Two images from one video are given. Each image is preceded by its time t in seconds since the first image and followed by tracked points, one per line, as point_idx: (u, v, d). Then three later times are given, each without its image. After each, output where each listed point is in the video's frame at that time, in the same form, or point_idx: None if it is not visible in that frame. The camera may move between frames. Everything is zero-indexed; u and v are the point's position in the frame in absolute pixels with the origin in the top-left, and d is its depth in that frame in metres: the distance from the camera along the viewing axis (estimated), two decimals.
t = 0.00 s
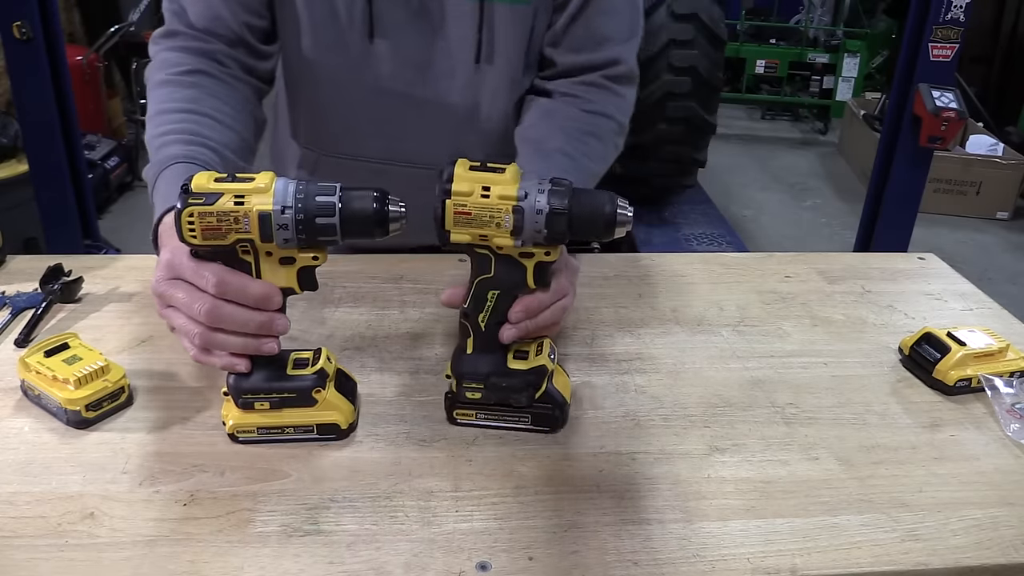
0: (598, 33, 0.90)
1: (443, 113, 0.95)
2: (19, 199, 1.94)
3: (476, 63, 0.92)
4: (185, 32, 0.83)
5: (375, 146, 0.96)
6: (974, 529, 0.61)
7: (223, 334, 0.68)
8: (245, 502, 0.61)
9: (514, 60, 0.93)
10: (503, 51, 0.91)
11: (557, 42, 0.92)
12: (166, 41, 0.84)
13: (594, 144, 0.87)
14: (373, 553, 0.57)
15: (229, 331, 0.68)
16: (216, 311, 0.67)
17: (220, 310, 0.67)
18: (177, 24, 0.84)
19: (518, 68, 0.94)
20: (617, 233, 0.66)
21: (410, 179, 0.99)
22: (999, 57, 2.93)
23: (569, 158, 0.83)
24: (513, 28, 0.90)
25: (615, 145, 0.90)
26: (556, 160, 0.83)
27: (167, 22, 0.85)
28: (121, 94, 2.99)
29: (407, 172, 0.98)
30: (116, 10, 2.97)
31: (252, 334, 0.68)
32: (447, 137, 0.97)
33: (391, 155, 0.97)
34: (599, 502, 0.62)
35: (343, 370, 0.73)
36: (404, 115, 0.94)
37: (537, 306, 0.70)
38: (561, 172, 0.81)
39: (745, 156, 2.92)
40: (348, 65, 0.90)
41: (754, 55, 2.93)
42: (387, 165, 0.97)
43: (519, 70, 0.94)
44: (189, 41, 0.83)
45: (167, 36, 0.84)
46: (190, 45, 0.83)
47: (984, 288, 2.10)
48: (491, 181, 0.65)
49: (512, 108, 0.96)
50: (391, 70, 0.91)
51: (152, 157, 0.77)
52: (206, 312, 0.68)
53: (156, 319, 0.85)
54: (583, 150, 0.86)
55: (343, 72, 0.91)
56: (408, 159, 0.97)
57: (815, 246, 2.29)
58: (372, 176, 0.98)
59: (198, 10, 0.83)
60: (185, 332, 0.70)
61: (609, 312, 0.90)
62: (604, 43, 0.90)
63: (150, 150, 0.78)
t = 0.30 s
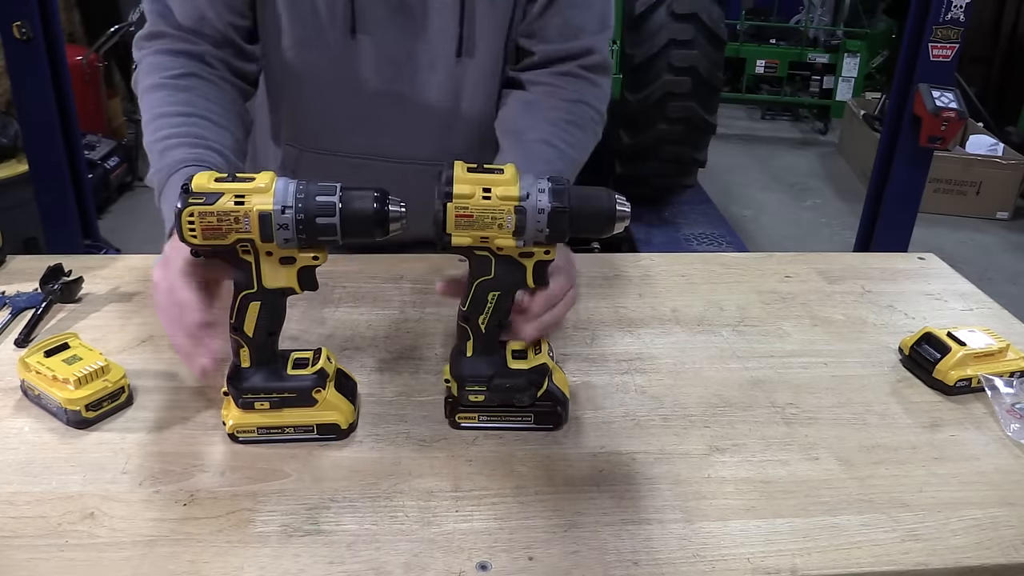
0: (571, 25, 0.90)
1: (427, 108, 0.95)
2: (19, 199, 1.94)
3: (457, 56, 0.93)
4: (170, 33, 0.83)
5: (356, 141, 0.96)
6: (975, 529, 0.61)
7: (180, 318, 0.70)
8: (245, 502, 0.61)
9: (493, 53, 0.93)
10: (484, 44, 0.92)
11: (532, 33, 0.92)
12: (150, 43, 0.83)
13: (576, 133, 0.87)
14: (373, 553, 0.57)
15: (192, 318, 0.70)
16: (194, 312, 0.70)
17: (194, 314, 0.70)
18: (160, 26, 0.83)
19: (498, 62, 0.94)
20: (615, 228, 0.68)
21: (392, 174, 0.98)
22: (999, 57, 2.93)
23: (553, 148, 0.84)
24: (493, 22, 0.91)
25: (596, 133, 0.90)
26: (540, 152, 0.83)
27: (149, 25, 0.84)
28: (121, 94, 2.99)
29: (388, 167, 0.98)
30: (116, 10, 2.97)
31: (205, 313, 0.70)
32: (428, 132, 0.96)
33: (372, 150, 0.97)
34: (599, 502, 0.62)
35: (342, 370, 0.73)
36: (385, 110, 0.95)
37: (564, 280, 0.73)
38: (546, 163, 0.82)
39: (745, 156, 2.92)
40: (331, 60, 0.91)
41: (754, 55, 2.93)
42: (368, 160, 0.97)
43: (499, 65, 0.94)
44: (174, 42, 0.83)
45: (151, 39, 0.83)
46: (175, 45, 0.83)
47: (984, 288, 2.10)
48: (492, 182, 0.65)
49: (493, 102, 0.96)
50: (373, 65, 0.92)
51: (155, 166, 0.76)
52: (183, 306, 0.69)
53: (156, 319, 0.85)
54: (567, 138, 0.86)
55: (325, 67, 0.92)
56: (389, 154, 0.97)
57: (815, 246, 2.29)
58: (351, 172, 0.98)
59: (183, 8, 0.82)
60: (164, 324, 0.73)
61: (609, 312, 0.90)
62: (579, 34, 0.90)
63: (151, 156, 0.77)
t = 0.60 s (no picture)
0: (571, 24, 0.92)
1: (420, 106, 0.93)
2: (19, 199, 1.94)
3: (450, 53, 0.91)
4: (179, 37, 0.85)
5: (349, 139, 0.96)
6: (974, 528, 0.61)
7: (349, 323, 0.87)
8: (245, 502, 0.61)
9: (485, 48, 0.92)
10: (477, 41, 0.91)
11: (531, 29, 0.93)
12: (162, 49, 0.85)
13: (579, 128, 0.90)
14: (373, 553, 0.57)
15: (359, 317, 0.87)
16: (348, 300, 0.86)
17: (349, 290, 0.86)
18: (172, 30, 0.84)
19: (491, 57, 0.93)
20: (615, 228, 0.68)
21: (386, 170, 0.98)
22: (999, 57, 2.93)
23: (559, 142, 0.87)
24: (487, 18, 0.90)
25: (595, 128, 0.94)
26: (548, 145, 0.86)
27: (152, 29, 0.85)
28: (121, 94, 2.99)
29: (382, 163, 0.98)
30: (116, 10, 2.97)
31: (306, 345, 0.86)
32: (422, 129, 0.95)
33: (365, 146, 0.97)
34: (599, 502, 0.62)
35: (342, 370, 0.73)
36: (378, 109, 0.93)
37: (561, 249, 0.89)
38: (553, 157, 0.85)
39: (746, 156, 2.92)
40: (321, 58, 0.89)
41: (754, 55, 2.93)
42: (362, 156, 0.97)
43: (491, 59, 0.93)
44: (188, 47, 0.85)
45: (162, 45, 0.85)
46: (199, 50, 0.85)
47: (984, 288, 2.10)
48: (491, 182, 0.65)
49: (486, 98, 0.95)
50: (365, 63, 0.90)
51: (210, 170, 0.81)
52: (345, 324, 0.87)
53: (156, 319, 0.85)
54: (571, 133, 0.89)
55: (315, 65, 0.89)
56: (383, 151, 0.97)
57: (815, 246, 2.29)
58: (345, 168, 0.98)
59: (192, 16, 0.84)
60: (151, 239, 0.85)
61: (609, 312, 0.90)
62: (578, 32, 0.93)
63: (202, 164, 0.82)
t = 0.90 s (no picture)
0: (555, 7, 0.94)
1: (424, 97, 0.98)
2: (19, 199, 1.94)
3: (450, 45, 0.95)
4: (241, 18, 0.81)
5: (356, 131, 1.00)
6: (975, 529, 0.61)
7: (455, 335, 0.70)
8: (245, 502, 0.61)
9: (480, 38, 0.96)
10: (474, 34, 0.95)
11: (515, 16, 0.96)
12: (221, 30, 0.81)
13: (571, 125, 0.91)
14: (373, 553, 0.57)
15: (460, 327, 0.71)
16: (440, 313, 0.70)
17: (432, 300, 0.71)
18: (234, 8, 0.81)
19: (486, 50, 0.97)
20: (615, 228, 0.68)
21: (391, 162, 1.02)
22: (999, 57, 2.93)
23: (552, 142, 0.87)
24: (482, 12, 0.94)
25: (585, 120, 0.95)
26: (540, 144, 0.86)
27: (207, 8, 0.81)
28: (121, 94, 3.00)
29: (386, 155, 1.01)
30: (116, 10, 2.97)
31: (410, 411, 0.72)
32: (426, 121, 0.99)
33: (371, 139, 1.00)
34: (599, 502, 0.62)
35: (342, 370, 0.73)
36: (381, 100, 0.97)
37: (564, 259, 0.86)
38: (546, 159, 0.85)
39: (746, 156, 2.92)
40: (327, 53, 0.94)
41: (754, 55, 2.93)
42: (368, 149, 1.01)
43: (486, 50, 0.97)
44: (249, 30, 0.82)
45: (220, 25, 0.81)
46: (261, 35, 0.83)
47: (984, 288, 2.10)
48: (492, 183, 0.65)
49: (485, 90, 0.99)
50: (369, 57, 0.94)
51: (267, 163, 0.79)
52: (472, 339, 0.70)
53: (156, 319, 0.85)
54: (563, 132, 0.89)
55: (320, 57, 0.94)
56: (387, 143, 1.00)
57: (815, 246, 2.29)
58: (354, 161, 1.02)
59: None
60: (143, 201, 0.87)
61: (609, 312, 0.90)
62: (561, 16, 0.94)
63: (262, 156, 0.79)
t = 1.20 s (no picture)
0: (555, 10, 0.94)
1: (423, 98, 0.98)
2: (19, 199, 1.94)
3: (450, 46, 0.96)
4: (242, 16, 0.81)
5: (356, 132, 1.00)
6: (975, 528, 0.61)
7: (457, 335, 0.70)
8: (245, 502, 0.61)
9: (480, 40, 0.96)
10: (474, 34, 0.95)
11: (516, 18, 0.96)
12: (221, 27, 0.81)
13: (567, 129, 0.91)
14: (373, 553, 0.57)
15: (462, 326, 0.71)
16: (443, 313, 0.70)
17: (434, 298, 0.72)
18: (236, 5, 0.81)
19: (486, 51, 0.97)
20: (615, 228, 0.68)
21: (391, 164, 1.01)
22: (999, 57, 2.93)
23: (547, 146, 0.87)
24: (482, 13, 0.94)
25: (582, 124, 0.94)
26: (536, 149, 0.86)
27: (208, 5, 0.81)
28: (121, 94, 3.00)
29: (386, 157, 1.01)
30: (116, 11, 2.98)
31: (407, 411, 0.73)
32: (425, 122, 0.99)
33: (370, 140, 1.00)
34: (599, 502, 0.62)
35: (342, 370, 0.73)
36: (381, 101, 0.97)
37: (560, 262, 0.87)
38: (540, 164, 0.85)
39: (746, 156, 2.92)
40: (327, 54, 0.94)
41: (754, 55, 2.93)
42: (368, 150, 1.01)
43: (486, 52, 0.97)
44: (250, 28, 0.82)
45: (221, 22, 0.81)
46: (261, 33, 0.83)
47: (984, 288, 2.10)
48: (492, 183, 0.65)
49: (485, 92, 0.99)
50: (369, 57, 0.94)
51: (267, 164, 0.78)
52: (474, 339, 0.71)
53: (156, 319, 0.85)
54: (558, 136, 0.89)
55: (320, 57, 0.94)
56: (388, 144, 1.00)
57: (815, 247, 2.29)
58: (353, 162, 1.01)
59: None
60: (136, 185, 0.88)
61: (609, 312, 0.90)
62: (561, 19, 0.94)
63: (261, 156, 0.79)
